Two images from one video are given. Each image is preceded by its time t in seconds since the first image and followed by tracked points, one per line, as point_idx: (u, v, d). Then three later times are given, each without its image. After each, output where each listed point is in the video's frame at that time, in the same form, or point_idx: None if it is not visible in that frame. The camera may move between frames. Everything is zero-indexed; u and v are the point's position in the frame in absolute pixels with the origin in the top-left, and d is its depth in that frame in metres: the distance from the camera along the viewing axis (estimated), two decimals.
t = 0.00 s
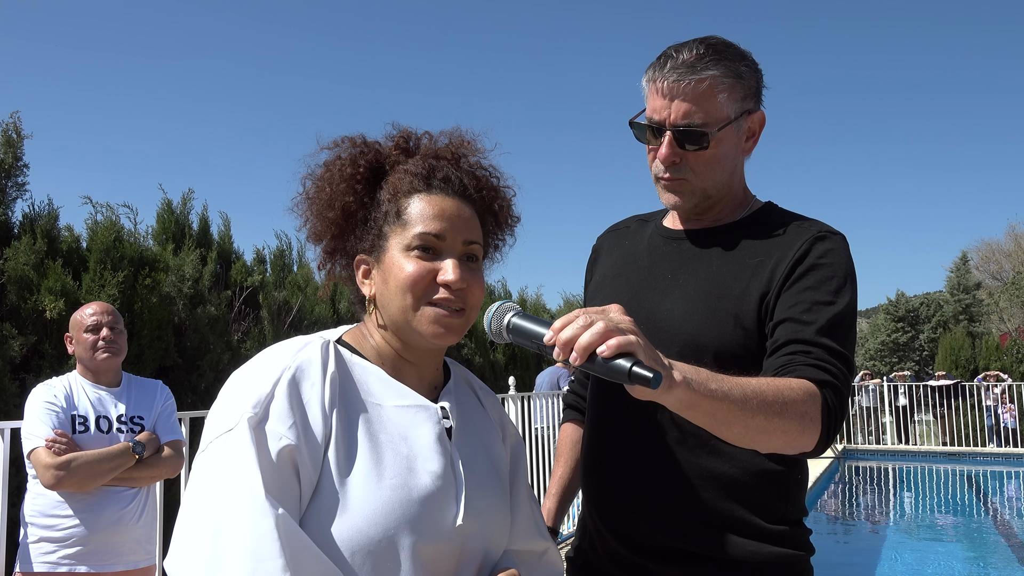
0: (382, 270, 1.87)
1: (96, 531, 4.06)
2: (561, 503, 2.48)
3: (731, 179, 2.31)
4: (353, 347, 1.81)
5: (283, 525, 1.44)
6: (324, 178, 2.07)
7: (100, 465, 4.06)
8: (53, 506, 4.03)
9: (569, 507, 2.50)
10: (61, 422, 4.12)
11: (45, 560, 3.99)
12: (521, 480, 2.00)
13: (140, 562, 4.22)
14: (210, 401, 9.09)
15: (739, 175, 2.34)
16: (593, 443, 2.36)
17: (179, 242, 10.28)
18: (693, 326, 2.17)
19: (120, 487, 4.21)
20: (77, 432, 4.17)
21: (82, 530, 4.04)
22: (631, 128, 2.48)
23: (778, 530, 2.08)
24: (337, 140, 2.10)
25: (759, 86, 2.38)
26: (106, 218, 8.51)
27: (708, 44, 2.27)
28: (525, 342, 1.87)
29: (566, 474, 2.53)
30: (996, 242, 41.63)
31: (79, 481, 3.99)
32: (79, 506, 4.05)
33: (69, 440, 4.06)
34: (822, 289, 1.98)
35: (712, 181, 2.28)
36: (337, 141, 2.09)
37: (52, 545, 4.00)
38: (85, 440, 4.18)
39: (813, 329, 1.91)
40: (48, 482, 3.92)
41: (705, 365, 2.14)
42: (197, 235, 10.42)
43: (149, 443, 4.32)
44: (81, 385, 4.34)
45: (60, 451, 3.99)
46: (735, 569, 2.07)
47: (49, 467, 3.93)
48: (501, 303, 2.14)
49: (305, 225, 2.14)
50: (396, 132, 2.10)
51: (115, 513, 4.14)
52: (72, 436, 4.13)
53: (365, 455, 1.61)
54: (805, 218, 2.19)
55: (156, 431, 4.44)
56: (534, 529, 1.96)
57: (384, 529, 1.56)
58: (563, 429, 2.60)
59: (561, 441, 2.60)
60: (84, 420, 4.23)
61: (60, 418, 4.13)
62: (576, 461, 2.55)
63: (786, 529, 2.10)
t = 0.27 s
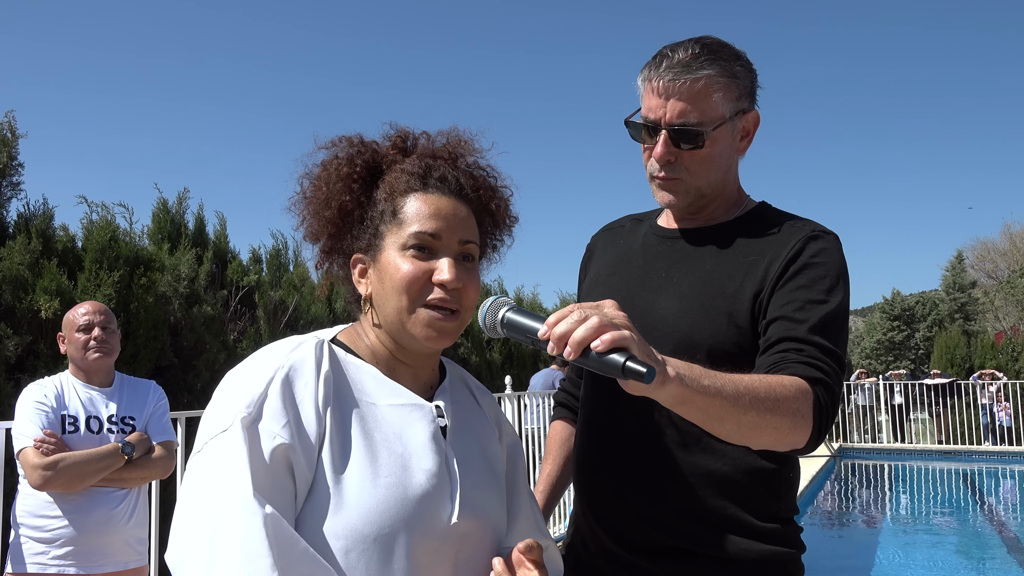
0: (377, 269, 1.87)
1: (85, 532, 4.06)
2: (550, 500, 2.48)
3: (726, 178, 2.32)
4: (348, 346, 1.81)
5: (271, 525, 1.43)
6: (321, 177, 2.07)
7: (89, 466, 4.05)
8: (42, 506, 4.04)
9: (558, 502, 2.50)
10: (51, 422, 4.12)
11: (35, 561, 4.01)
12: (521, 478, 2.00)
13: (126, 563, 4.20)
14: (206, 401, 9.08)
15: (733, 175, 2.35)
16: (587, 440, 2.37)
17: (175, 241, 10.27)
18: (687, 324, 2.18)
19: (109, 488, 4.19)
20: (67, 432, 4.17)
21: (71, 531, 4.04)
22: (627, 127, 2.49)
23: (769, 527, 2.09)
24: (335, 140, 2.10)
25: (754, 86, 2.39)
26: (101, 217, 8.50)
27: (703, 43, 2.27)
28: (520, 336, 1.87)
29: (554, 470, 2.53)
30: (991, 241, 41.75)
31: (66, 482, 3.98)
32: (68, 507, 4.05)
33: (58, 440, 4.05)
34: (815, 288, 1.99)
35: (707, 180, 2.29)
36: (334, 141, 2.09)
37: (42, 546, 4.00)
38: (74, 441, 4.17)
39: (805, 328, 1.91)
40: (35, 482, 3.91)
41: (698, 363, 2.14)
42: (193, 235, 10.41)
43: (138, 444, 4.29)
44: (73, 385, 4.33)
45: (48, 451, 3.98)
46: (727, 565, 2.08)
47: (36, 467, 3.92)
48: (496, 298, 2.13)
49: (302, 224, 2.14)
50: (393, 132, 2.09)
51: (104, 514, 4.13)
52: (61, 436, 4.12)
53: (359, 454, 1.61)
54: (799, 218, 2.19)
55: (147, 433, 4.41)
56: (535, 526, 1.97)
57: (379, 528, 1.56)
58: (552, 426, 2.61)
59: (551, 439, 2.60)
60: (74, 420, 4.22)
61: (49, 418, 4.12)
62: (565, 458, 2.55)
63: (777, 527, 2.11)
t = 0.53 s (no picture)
0: (373, 267, 1.86)
1: (79, 530, 4.05)
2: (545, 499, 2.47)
3: (723, 179, 2.32)
4: (343, 345, 1.81)
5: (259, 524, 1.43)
6: (317, 175, 2.06)
7: (83, 464, 4.04)
8: (36, 505, 4.02)
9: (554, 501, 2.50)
10: (44, 420, 4.11)
11: (29, 559, 4.00)
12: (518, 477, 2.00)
13: (121, 561, 4.18)
14: (201, 399, 9.06)
15: (730, 175, 2.35)
16: (580, 438, 2.36)
17: (170, 239, 10.24)
18: (681, 323, 2.18)
19: (103, 486, 4.18)
20: (60, 430, 4.16)
21: (65, 529, 4.03)
22: (625, 128, 2.48)
23: (761, 526, 2.09)
24: (331, 137, 2.09)
25: (751, 87, 2.39)
26: (97, 215, 8.47)
27: (700, 44, 2.27)
28: (515, 335, 1.86)
29: (550, 469, 2.53)
30: (986, 242, 41.87)
31: (61, 480, 3.97)
32: (62, 505, 4.04)
33: (52, 438, 4.04)
34: (809, 288, 1.99)
35: (705, 181, 2.29)
36: (330, 139, 2.09)
37: (36, 544, 3.99)
38: (68, 439, 4.16)
39: (799, 328, 1.91)
40: (30, 481, 3.90)
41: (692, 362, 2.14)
42: (188, 233, 10.38)
43: (132, 442, 4.27)
44: (66, 383, 4.32)
45: (42, 449, 3.97)
46: (719, 564, 2.08)
47: (31, 466, 3.92)
48: (491, 297, 2.13)
49: (297, 222, 2.13)
50: (389, 130, 2.09)
51: (99, 512, 4.12)
52: (55, 435, 4.11)
53: (353, 452, 1.61)
54: (794, 218, 2.19)
55: (141, 432, 4.38)
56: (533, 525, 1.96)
57: (373, 528, 1.56)
58: (547, 425, 2.61)
59: (546, 438, 2.60)
60: (67, 418, 4.21)
61: (43, 416, 4.11)
62: (561, 457, 2.54)
63: (769, 525, 2.11)
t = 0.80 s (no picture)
0: (367, 263, 1.86)
1: (84, 526, 4.05)
2: (542, 492, 2.47)
3: (718, 173, 2.32)
4: (338, 341, 1.81)
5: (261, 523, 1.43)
6: (308, 171, 2.06)
7: (86, 461, 4.04)
8: (39, 502, 4.02)
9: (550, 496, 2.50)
10: (45, 417, 4.10)
11: (33, 556, 3.99)
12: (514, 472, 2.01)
13: (127, 555, 4.19)
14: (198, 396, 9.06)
15: (725, 169, 2.35)
16: (576, 432, 2.37)
17: (166, 236, 10.22)
18: (676, 317, 2.18)
19: (106, 482, 4.18)
20: (62, 428, 4.15)
21: (69, 526, 4.03)
22: (620, 122, 2.48)
23: (756, 519, 2.09)
24: (321, 134, 2.08)
25: (745, 81, 2.38)
26: (93, 213, 8.45)
27: (696, 38, 2.26)
28: (509, 330, 1.86)
29: (547, 464, 2.53)
30: (983, 236, 41.95)
31: (65, 477, 3.98)
32: (66, 502, 4.04)
33: (55, 435, 4.04)
34: (803, 281, 1.99)
35: (700, 175, 2.29)
36: (320, 135, 2.08)
37: (40, 541, 3.99)
38: (69, 436, 4.15)
39: (793, 321, 1.91)
40: (34, 478, 3.90)
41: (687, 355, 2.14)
42: (185, 230, 10.36)
43: (134, 438, 4.27)
44: (66, 381, 4.31)
45: (46, 446, 3.97)
46: (714, 557, 2.08)
47: (34, 463, 3.92)
48: (486, 292, 2.13)
49: (289, 219, 2.13)
50: (380, 125, 2.08)
51: (103, 508, 4.12)
52: (57, 432, 4.11)
53: (349, 449, 1.61)
54: (788, 211, 2.19)
55: (141, 428, 4.37)
56: (529, 519, 1.96)
57: (368, 524, 1.56)
58: (544, 419, 2.61)
59: (543, 432, 2.60)
60: (69, 415, 4.20)
61: (44, 414, 4.10)
62: (557, 451, 2.55)
63: (763, 518, 2.11)
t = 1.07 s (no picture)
0: (356, 261, 1.85)
1: (89, 525, 4.04)
2: (539, 491, 2.47)
3: (713, 172, 2.32)
4: (331, 342, 1.80)
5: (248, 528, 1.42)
6: (298, 177, 2.05)
7: (90, 460, 4.04)
8: (43, 502, 4.00)
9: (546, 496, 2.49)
10: (50, 418, 4.09)
11: (37, 556, 3.97)
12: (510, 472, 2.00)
13: (133, 554, 4.18)
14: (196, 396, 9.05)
15: (720, 167, 2.34)
16: (572, 432, 2.36)
17: (163, 236, 10.20)
18: (673, 315, 2.17)
19: (111, 481, 4.18)
20: (66, 428, 4.13)
21: (75, 525, 4.01)
22: (614, 121, 2.48)
23: (753, 519, 2.09)
24: (309, 139, 2.08)
25: (740, 79, 2.38)
26: (89, 213, 8.43)
27: (690, 36, 2.25)
28: (504, 330, 1.85)
29: (542, 463, 2.52)
30: (980, 234, 42.02)
31: (70, 475, 3.98)
32: (70, 501, 4.02)
33: (59, 435, 4.04)
34: (799, 278, 1.99)
35: (696, 173, 2.28)
36: (309, 140, 2.07)
37: (45, 540, 3.97)
38: (73, 436, 4.14)
39: (790, 318, 1.91)
40: (39, 477, 3.90)
41: (684, 354, 2.14)
42: (182, 230, 10.34)
43: (137, 437, 4.30)
44: (69, 381, 4.29)
45: (50, 446, 3.97)
46: (712, 556, 2.08)
47: (40, 463, 3.91)
48: (480, 292, 2.13)
49: (282, 225, 2.12)
50: (367, 128, 2.08)
51: (108, 506, 4.11)
52: (61, 432, 4.10)
53: (344, 451, 1.60)
54: (784, 209, 2.19)
55: (144, 427, 4.40)
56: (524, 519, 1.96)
57: (365, 526, 1.56)
58: (540, 419, 2.60)
59: (539, 432, 2.59)
60: (72, 415, 4.18)
61: (49, 414, 4.09)
62: (553, 451, 2.54)
63: (760, 518, 2.11)
